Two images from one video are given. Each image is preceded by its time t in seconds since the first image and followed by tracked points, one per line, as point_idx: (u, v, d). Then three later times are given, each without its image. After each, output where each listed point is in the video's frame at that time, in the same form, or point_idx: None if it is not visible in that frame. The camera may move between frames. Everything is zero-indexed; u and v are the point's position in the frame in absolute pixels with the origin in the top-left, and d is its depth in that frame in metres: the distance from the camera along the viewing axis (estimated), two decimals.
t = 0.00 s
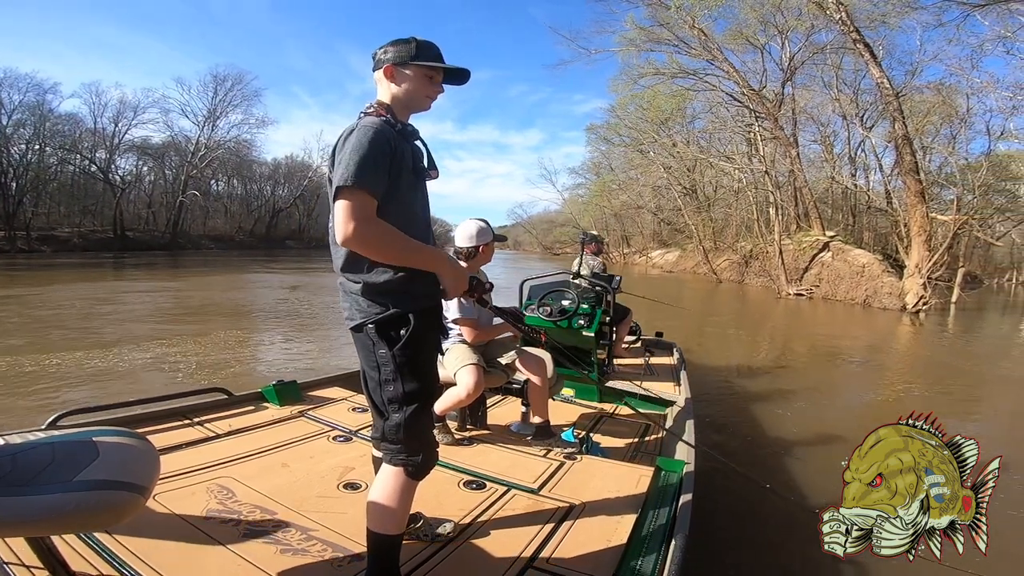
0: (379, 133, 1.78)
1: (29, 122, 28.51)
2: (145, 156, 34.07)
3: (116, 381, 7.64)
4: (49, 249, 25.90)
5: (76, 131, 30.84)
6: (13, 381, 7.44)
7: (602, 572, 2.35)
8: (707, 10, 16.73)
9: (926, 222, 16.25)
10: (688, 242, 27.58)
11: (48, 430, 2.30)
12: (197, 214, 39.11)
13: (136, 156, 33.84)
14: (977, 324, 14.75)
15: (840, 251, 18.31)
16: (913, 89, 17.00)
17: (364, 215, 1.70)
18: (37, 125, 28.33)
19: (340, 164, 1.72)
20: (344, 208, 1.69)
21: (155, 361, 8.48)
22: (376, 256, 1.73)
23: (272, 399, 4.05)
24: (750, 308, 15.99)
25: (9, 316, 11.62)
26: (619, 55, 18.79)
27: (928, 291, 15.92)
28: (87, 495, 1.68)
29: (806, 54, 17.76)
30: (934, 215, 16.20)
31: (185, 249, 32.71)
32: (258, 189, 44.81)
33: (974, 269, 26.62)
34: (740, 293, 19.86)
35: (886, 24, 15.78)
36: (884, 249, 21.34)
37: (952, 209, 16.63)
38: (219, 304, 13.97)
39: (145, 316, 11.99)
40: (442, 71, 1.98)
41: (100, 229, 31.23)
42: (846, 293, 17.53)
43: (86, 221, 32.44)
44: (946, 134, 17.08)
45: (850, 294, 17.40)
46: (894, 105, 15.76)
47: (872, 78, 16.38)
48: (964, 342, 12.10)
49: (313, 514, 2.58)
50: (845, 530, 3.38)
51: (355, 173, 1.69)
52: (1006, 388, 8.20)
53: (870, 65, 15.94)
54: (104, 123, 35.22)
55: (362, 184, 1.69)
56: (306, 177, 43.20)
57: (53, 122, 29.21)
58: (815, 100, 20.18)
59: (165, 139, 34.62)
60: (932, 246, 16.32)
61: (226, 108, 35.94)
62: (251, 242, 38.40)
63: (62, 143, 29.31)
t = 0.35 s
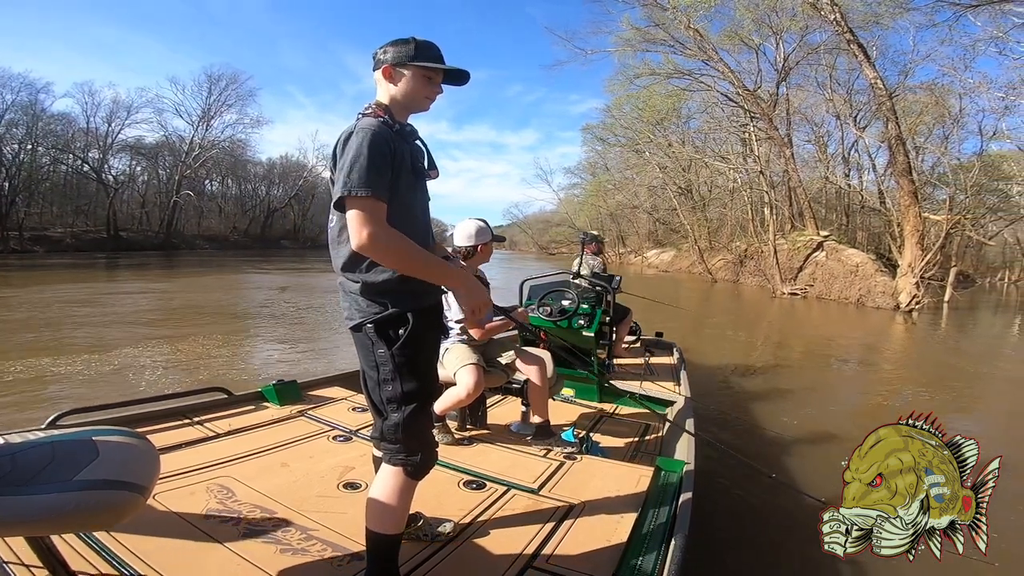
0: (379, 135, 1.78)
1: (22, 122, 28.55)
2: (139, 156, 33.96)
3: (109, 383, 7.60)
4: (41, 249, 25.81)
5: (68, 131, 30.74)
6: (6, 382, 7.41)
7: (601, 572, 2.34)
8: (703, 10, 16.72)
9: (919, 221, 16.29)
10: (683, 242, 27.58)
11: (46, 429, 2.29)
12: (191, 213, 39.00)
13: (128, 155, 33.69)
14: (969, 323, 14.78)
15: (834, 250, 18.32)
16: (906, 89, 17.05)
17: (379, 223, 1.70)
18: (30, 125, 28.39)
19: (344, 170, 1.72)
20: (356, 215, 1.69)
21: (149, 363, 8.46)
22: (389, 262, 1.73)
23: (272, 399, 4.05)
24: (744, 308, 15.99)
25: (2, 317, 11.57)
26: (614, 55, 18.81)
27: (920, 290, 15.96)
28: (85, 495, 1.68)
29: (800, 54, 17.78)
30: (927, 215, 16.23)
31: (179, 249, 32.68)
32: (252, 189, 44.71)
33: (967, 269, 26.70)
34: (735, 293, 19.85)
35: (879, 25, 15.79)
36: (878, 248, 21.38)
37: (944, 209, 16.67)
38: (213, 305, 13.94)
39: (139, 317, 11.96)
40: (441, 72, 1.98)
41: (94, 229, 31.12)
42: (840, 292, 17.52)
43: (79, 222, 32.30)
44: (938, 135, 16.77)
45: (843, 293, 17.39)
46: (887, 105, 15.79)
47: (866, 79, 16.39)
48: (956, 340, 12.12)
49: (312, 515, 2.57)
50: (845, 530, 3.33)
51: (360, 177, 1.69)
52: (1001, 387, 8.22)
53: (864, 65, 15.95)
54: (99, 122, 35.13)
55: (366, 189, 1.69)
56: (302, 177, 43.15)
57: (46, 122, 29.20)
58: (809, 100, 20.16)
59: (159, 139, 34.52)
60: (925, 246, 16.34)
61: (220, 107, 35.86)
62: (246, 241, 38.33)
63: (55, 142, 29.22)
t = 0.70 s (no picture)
0: (380, 134, 1.78)
1: (16, 121, 28.46)
2: (134, 156, 33.88)
3: (104, 386, 7.57)
4: (36, 249, 25.75)
5: (63, 131, 30.65)
6: None
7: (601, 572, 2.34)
8: (699, 11, 16.72)
9: (913, 221, 16.34)
10: (679, 242, 27.61)
11: (47, 430, 2.29)
12: (188, 213, 38.92)
13: (123, 155, 33.57)
14: (964, 323, 14.85)
15: (828, 250, 18.37)
16: (900, 89, 17.14)
17: (376, 218, 1.70)
18: (24, 125, 28.27)
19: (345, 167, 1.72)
20: (355, 212, 1.69)
21: (145, 365, 8.45)
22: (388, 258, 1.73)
23: (272, 399, 4.04)
24: (739, 308, 16.00)
25: None
26: (611, 56, 18.83)
27: (914, 290, 16.10)
28: (84, 495, 1.67)
29: (795, 55, 17.84)
30: (921, 215, 16.28)
31: (173, 250, 32.64)
32: (247, 189, 44.63)
33: (960, 268, 26.86)
34: (730, 292, 19.87)
35: (873, 25, 15.84)
36: (872, 248, 21.43)
37: (937, 208, 16.78)
38: (207, 306, 13.89)
39: (134, 319, 11.94)
40: (443, 71, 1.97)
41: (88, 229, 31.05)
42: (834, 292, 17.55)
43: (73, 222, 32.19)
44: (932, 135, 17.04)
45: (838, 293, 17.42)
46: (882, 106, 15.84)
47: (860, 80, 16.43)
48: (950, 339, 12.17)
49: (313, 514, 2.57)
50: (845, 530, 3.39)
51: (360, 174, 1.69)
52: (996, 386, 8.26)
53: (859, 66, 15.99)
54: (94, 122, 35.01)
55: (366, 186, 1.69)
56: (298, 177, 43.10)
57: (40, 122, 29.11)
58: (804, 100, 20.23)
59: (154, 139, 34.42)
60: (919, 246, 16.42)
61: (216, 107, 35.78)
62: (242, 242, 38.29)
63: (49, 142, 29.13)
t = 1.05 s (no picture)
0: (382, 133, 1.78)
1: (11, 121, 28.38)
2: (128, 156, 33.77)
3: (98, 387, 7.54)
4: (30, 249, 25.66)
5: (57, 130, 30.55)
6: None
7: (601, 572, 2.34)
8: (695, 11, 16.73)
9: (907, 221, 16.38)
10: (675, 241, 27.62)
11: (47, 430, 2.29)
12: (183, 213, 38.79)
13: (117, 154, 33.43)
14: (958, 322, 14.88)
15: (823, 250, 18.38)
16: (895, 90, 17.17)
17: (371, 214, 1.69)
18: (18, 125, 28.19)
19: (346, 167, 1.72)
20: (350, 207, 1.68)
21: (139, 367, 8.42)
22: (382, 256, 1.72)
23: (272, 399, 4.04)
24: (735, 308, 15.99)
25: None
26: (607, 56, 18.83)
27: (908, 290, 16.12)
28: (85, 495, 1.67)
29: (791, 55, 17.87)
30: (916, 215, 16.33)
31: (168, 250, 32.55)
32: (243, 189, 44.53)
33: (954, 268, 26.94)
34: (726, 292, 19.86)
35: (868, 26, 15.86)
36: (867, 248, 21.46)
37: (931, 208, 16.82)
38: (202, 307, 13.83)
39: (128, 320, 11.90)
40: (445, 70, 1.97)
41: (83, 229, 30.94)
42: (829, 292, 17.56)
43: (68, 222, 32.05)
44: (926, 135, 16.95)
45: (833, 293, 17.43)
46: (877, 106, 15.87)
47: (855, 80, 16.46)
48: (944, 338, 12.21)
49: (313, 514, 2.57)
50: (846, 530, 3.40)
51: (360, 172, 1.69)
52: (991, 385, 8.29)
53: (854, 67, 16.02)
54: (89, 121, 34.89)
55: (364, 183, 1.68)
56: (293, 177, 43.03)
57: (33, 121, 29.03)
58: (800, 101, 20.29)
59: (148, 139, 34.31)
60: (913, 245, 16.45)
61: (211, 106, 35.67)
62: (238, 242, 38.20)
63: (43, 142, 29.04)
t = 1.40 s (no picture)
0: (382, 132, 1.78)
1: (6, 121, 28.36)
2: (124, 155, 33.72)
3: (94, 387, 7.52)
4: (26, 249, 25.62)
5: (52, 130, 30.51)
6: None
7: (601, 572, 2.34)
8: (692, 11, 16.71)
9: (903, 221, 16.40)
10: (672, 241, 27.63)
11: (48, 429, 2.29)
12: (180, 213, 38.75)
13: (114, 154, 33.35)
14: (953, 322, 14.93)
15: (819, 250, 18.40)
16: (890, 90, 17.17)
17: (377, 218, 1.69)
18: (13, 125, 28.19)
19: (347, 168, 1.72)
20: (355, 210, 1.69)
21: (135, 367, 8.42)
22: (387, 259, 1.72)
23: (272, 399, 4.04)
24: (731, 308, 15.96)
25: None
26: (605, 56, 18.82)
27: (904, 289, 16.12)
28: (85, 495, 1.67)
29: (788, 56, 17.87)
30: (911, 215, 16.36)
31: (165, 250, 32.49)
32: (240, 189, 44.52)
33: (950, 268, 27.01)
34: (722, 292, 19.85)
35: (864, 26, 15.86)
36: (862, 248, 21.46)
37: (926, 208, 16.86)
38: (198, 307, 13.81)
39: (124, 320, 11.87)
40: (443, 70, 1.97)
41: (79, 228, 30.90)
42: (825, 291, 17.57)
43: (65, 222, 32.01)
44: (922, 135, 17.07)
45: (829, 293, 17.44)
46: (873, 107, 15.88)
47: (851, 81, 16.48)
48: (940, 338, 12.21)
49: (313, 515, 2.57)
50: (846, 530, 3.40)
51: (362, 173, 1.69)
52: (989, 384, 8.29)
53: (850, 68, 16.04)
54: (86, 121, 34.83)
55: (367, 185, 1.69)
56: (291, 177, 43.01)
57: (28, 121, 29.05)
58: (796, 101, 20.32)
59: (145, 138, 34.24)
60: (909, 245, 16.47)
61: (209, 106, 35.59)
62: (235, 242, 38.16)
63: (38, 142, 29.03)
